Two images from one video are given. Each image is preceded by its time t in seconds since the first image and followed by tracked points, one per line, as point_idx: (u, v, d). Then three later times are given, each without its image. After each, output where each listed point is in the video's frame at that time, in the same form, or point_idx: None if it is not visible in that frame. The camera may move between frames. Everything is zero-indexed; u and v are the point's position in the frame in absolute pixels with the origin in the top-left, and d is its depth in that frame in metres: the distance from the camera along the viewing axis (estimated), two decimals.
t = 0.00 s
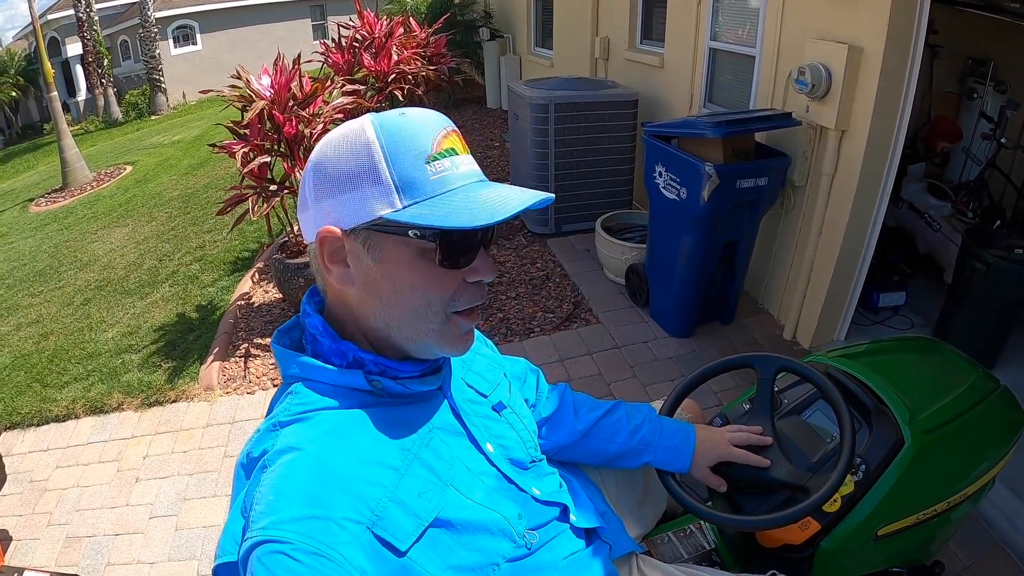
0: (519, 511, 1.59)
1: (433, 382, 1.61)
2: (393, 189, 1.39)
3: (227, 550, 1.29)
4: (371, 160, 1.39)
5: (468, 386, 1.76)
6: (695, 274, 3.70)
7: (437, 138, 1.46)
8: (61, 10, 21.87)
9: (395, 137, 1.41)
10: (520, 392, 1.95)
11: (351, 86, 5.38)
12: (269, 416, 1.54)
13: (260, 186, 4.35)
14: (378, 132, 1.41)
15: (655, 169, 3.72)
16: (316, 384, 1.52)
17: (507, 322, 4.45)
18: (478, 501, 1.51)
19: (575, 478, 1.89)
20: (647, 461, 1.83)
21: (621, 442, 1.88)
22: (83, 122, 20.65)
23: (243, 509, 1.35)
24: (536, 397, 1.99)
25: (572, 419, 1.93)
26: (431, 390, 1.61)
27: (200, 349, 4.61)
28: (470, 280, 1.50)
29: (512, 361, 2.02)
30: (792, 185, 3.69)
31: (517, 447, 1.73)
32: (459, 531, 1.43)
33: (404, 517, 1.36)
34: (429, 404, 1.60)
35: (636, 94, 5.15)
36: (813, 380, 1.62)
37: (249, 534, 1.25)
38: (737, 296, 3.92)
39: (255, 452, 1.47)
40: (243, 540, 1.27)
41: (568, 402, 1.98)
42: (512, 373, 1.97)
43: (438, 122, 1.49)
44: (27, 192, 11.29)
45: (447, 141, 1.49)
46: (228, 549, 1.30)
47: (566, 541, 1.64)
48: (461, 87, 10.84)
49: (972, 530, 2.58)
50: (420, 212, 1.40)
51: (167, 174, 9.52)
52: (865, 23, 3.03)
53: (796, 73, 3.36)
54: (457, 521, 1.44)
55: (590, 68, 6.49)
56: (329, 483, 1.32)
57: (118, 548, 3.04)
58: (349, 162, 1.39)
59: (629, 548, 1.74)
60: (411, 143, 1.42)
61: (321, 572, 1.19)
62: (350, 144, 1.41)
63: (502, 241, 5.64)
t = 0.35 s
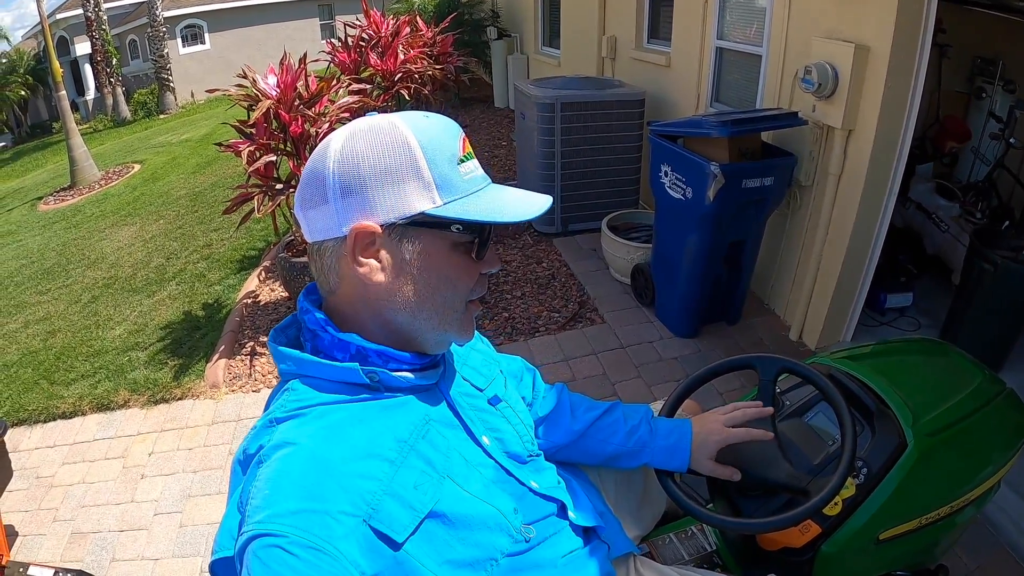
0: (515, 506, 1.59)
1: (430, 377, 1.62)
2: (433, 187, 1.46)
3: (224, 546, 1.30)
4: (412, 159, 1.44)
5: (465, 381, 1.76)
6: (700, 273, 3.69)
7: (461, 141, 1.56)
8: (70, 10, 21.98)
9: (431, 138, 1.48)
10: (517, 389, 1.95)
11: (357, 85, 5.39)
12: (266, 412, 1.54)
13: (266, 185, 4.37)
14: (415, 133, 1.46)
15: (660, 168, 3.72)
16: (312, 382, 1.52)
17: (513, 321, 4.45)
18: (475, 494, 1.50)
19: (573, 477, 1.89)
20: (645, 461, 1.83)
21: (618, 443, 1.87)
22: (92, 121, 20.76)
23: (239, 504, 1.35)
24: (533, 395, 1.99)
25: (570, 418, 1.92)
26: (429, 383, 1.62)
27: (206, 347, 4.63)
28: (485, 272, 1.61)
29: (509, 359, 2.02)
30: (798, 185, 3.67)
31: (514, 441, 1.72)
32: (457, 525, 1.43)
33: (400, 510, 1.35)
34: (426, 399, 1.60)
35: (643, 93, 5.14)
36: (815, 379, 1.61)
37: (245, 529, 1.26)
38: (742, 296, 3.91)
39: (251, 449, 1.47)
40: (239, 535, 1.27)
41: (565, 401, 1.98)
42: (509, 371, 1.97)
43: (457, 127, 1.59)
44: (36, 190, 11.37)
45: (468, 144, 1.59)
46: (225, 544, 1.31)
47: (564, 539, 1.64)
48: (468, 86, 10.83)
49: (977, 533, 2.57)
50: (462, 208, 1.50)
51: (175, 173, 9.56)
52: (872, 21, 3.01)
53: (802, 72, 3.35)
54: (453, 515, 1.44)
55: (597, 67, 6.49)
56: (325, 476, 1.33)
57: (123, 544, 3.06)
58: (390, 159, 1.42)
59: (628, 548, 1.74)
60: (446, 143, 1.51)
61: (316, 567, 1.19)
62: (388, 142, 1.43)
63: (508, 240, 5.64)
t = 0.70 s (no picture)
0: (523, 511, 1.59)
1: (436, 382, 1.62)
2: (366, 196, 1.42)
3: (234, 546, 1.30)
4: (347, 171, 1.43)
5: (473, 386, 1.76)
6: (705, 278, 3.68)
7: (407, 143, 1.48)
8: (77, 8, 22.06)
9: (367, 148, 1.44)
10: (524, 395, 1.95)
11: (363, 87, 5.40)
12: (275, 416, 1.55)
13: (271, 186, 4.38)
14: (353, 144, 1.45)
15: (666, 172, 3.72)
16: (319, 386, 1.52)
17: (517, 324, 4.45)
18: (484, 500, 1.51)
19: (578, 485, 1.89)
20: (652, 468, 1.82)
21: (625, 449, 1.87)
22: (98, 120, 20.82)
23: (250, 506, 1.35)
24: (539, 402, 1.99)
25: (578, 425, 1.92)
26: (436, 389, 1.62)
27: (210, 347, 4.63)
28: (452, 283, 1.51)
29: (517, 366, 2.03)
30: (804, 190, 3.67)
31: (523, 446, 1.73)
32: (468, 529, 1.43)
33: (412, 514, 1.36)
34: (430, 405, 1.60)
35: (649, 96, 5.13)
36: (819, 390, 1.60)
37: (256, 529, 1.25)
38: (747, 302, 3.90)
39: (261, 451, 1.47)
40: (251, 535, 1.27)
41: (572, 408, 1.98)
42: (516, 377, 1.97)
43: (411, 127, 1.51)
44: (42, 188, 11.41)
45: (419, 145, 1.51)
46: (234, 544, 1.30)
47: (570, 545, 1.64)
48: (474, 87, 10.84)
49: (981, 542, 2.56)
50: (390, 216, 1.42)
51: (181, 173, 9.59)
52: (879, 27, 3.01)
53: (809, 77, 3.35)
54: (464, 519, 1.44)
55: (603, 70, 6.48)
56: (338, 478, 1.33)
57: (126, 543, 3.07)
58: (328, 174, 1.44)
59: (631, 557, 1.73)
60: (384, 151, 1.45)
61: (329, 568, 1.19)
62: (330, 158, 1.46)
63: (512, 242, 5.64)
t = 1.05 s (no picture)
0: (521, 513, 1.58)
1: (431, 384, 1.62)
2: (320, 208, 1.45)
3: (232, 547, 1.29)
4: (307, 184, 1.48)
5: (471, 387, 1.76)
6: (709, 281, 3.67)
7: (355, 151, 1.46)
8: (84, 11, 22.18)
9: (322, 159, 1.46)
10: (523, 397, 1.95)
11: (368, 90, 5.42)
12: (273, 417, 1.55)
13: (277, 188, 4.39)
14: (314, 156, 1.49)
15: (670, 175, 3.71)
16: (317, 386, 1.52)
17: (521, 327, 4.45)
18: (481, 501, 1.50)
19: (579, 486, 1.89)
20: (653, 469, 1.82)
21: (627, 450, 1.87)
22: (105, 122, 20.92)
23: (247, 506, 1.35)
24: (541, 402, 1.99)
25: (578, 426, 1.92)
26: (432, 390, 1.62)
27: (215, 349, 4.65)
28: (410, 290, 1.49)
29: (518, 367, 2.03)
30: (808, 193, 3.66)
31: (521, 448, 1.72)
32: (463, 531, 1.43)
33: (407, 514, 1.36)
34: (427, 405, 1.60)
35: (653, 99, 5.13)
36: (820, 391, 1.60)
37: (253, 530, 1.25)
38: (751, 305, 3.89)
39: (260, 452, 1.47)
40: (248, 536, 1.26)
41: (573, 408, 1.98)
42: (516, 378, 1.97)
43: (363, 132, 1.48)
44: (49, 190, 11.46)
45: (370, 149, 1.47)
46: (232, 545, 1.30)
47: (569, 547, 1.64)
48: (479, 91, 10.85)
49: (985, 545, 2.54)
50: (335, 227, 1.43)
51: (187, 175, 9.63)
52: (883, 29, 3.01)
53: (813, 80, 3.34)
54: (460, 520, 1.44)
55: (608, 73, 6.49)
56: (334, 478, 1.33)
57: (129, 544, 3.07)
58: (297, 188, 1.50)
59: (632, 559, 1.72)
60: (332, 161, 1.45)
61: (324, 568, 1.19)
62: (299, 173, 1.52)
63: (517, 245, 5.64)
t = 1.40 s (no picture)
0: (525, 515, 1.58)
1: (436, 386, 1.62)
2: (330, 211, 1.46)
3: (237, 547, 1.29)
4: (317, 186, 1.48)
5: (476, 390, 1.76)
6: (712, 287, 3.67)
7: (366, 154, 1.47)
8: (89, 13, 22.28)
9: (333, 161, 1.47)
10: (528, 399, 1.95)
11: (372, 94, 5.43)
12: (279, 418, 1.55)
13: (281, 191, 4.40)
14: (325, 158, 1.49)
15: (674, 181, 3.72)
16: (323, 387, 1.53)
17: (524, 331, 4.45)
18: (485, 502, 1.50)
19: (583, 489, 1.88)
20: (656, 473, 1.82)
21: (630, 454, 1.86)
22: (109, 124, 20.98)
23: (253, 506, 1.35)
24: (545, 405, 1.99)
25: (582, 430, 1.92)
26: (437, 393, 1.62)
27: (218, 350, 4.65)
28: (417, 295, 1.50)
29: (522, 370, 2.03)
30: (811, 200, 3.66)
31: (525, 451, 1.73)
32: (468, 532, 1.43)
33: (413, 515, 1.36)
34: (432, 407, 1.61)
35: (657, 106, 5.14)
36: (825, 396, 1.60)
37: (259, 529, 1.25)
38: (754, 311, 3.89)
39: (265, 452, 1.47)
40: (253, 535, 1.27)
41: (576, 412, 1.98)
42: (520, 381, 1.97)
43: (374, 135, 1.49)
44: (53, 191, 11.49)
45: (381, 153, 1.48)
46: (238, 545, 1.30)
47: (573, 549, 1.64)
48: (483, 96, 10.88)
49: (987, 552, 2.53)
50: (345, 230, 1.43)
51: (190, 178, 9.65)
52: (887, 37, 3.01)
53: (816, 87, 3.35)
54: (465, 521, 1.43)
55: (612, 79, 6.51)
56: (340, 478, 1.33)
57: (130, 544, 3.07)
58: (307, 189, 1.51)
59: (636, 562, 1.72)
60: (343, 163, 1.46)
61: (330, 568, 1.19)
62: (310, 175, 1.52)
63: (520, 250, 5.65)
